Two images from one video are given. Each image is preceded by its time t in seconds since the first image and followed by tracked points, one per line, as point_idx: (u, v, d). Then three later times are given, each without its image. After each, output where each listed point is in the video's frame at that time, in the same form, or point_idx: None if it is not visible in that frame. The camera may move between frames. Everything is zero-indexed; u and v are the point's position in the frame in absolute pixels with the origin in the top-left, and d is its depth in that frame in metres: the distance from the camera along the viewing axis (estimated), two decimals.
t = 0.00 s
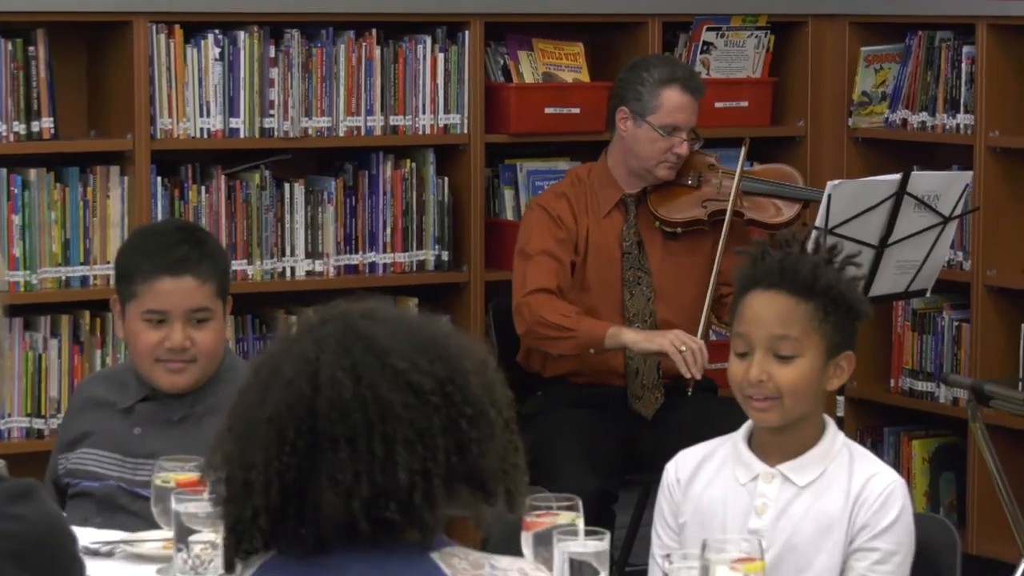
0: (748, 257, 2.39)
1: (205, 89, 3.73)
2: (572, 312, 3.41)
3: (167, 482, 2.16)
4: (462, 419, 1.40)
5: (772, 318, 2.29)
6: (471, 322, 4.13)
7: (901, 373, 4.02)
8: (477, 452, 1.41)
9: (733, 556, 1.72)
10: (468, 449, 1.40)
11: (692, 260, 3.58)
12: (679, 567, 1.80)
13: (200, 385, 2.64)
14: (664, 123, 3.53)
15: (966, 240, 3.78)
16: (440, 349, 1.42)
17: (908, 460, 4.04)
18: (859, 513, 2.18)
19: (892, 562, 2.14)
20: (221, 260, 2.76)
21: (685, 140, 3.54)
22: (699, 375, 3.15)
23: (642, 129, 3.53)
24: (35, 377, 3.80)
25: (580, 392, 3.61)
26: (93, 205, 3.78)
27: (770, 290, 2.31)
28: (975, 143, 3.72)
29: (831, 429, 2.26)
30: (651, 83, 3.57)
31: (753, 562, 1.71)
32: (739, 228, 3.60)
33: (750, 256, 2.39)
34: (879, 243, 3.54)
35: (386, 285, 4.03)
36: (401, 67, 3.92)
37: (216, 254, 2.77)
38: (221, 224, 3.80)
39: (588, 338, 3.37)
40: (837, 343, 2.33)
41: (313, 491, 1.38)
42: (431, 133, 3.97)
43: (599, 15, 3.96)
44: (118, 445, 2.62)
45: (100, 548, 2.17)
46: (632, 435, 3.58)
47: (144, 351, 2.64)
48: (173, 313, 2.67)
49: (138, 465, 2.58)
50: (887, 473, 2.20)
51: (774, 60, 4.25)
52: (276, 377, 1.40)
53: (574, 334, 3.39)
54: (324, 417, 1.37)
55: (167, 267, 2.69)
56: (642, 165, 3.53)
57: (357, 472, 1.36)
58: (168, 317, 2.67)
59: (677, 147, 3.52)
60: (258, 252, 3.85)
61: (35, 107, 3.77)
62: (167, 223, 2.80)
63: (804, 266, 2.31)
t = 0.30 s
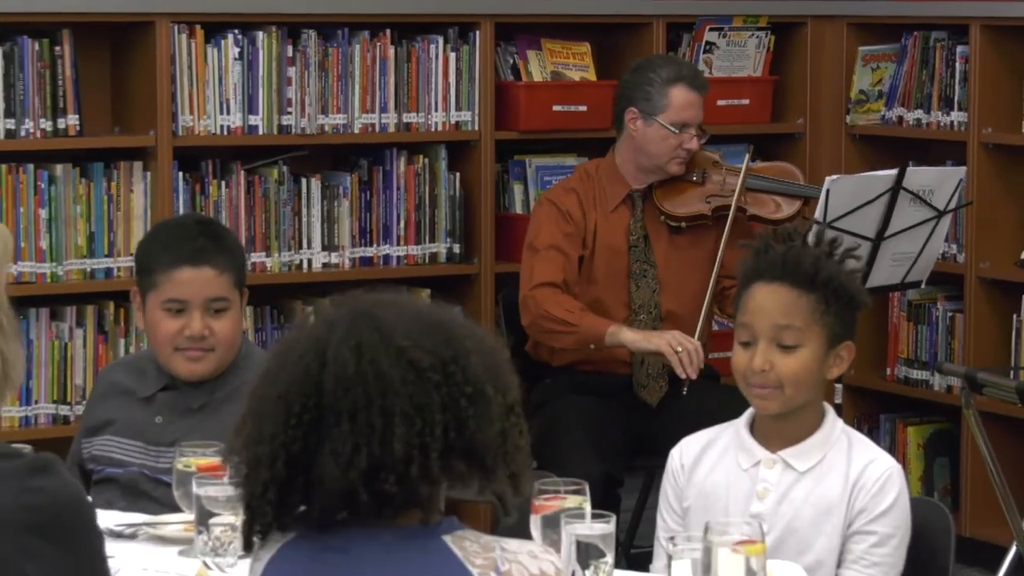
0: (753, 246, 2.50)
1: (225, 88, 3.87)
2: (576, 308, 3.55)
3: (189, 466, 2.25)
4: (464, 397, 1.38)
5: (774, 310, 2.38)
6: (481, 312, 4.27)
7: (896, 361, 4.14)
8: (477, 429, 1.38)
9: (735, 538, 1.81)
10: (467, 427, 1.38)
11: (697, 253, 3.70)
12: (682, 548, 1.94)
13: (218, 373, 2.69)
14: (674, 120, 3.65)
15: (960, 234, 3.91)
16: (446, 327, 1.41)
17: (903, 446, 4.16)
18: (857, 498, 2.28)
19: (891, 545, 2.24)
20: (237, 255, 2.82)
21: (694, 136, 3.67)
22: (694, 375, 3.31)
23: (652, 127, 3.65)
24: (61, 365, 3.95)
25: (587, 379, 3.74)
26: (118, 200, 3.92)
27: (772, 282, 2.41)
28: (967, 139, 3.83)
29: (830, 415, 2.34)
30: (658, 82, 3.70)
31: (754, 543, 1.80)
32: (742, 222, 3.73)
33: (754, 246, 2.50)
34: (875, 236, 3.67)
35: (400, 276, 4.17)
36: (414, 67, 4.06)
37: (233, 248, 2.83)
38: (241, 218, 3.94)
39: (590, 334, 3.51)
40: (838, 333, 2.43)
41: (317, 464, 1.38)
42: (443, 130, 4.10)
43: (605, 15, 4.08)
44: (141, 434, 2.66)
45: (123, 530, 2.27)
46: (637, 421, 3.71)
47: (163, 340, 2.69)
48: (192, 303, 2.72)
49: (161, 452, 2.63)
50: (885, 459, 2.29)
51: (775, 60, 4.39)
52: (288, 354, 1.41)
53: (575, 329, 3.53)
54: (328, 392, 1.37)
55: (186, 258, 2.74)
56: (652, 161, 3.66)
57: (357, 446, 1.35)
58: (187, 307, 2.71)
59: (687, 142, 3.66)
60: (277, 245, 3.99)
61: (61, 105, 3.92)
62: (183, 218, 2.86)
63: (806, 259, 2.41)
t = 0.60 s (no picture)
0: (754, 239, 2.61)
1: (245, 89, 4.01)
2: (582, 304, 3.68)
3: (210, 454, 2.37)
4: (484, 381, 1.40)
5: (765, 299, 2.50)
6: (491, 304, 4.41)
7: (892, 352, 4.28)
8: (495, 413, 1.40)
9: (737, 524, 1.89)
10: (485, 410, 1.40)
11: (700, 248, 3.84)
12: (686, 534, 2.05)
13: (225, 366, 2.78)
14: (682, 118, 3.79)
15: (954, 230, 4.04)
16: (468, 315, 1.43)
17: (900, 434, 4.29)
18: (855, 484, 2.37)
19: (888, 530, 2.33)
20: (238, 249, 2.90)
21: (701, 133, 3.81)
22: (688, 375, 3.44)
23: (660, 126, 3.79)
24: (87, 355, 4.10)
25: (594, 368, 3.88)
26: (141, 196, 4.07)
27: (765, 274, 2.52)
28: (961, 138, 3.96)
29: (830, 405, 2.45)
30: (666, 83, 3.84)
31: (755, 528, 1.88)
32: (744, 218, 3.86)
33: (754, 240, 2.62)
34: (872, 232, 3.78)
35: (413, 270, 4.31)
36: (427, 68, 4.20)
37: (234, 242, 2.91)
38: (260, 213, 4.09)
39: (592, 332, 3.64)
40: (830, 324, 2.53)
41: (338, 442, 1.40)
42: (454, 129, 4.24)
43: (611, 18, 4.21)
44: (159, 424, 2.79)
45: (146, 515, 2.38)
46: (643, 409, 3.84)
47: (169, 337, 2.79)
48: (194, 299, 2.80)
49: (177, 441, 2.75)
50: (881, 447, 2.38)
51: (776, 60, 4.51)
52: (314, 335, 1.43)
53: (579, 326, 3.67)
54: (350, 372, 1.39)
55: (185, 256, 2.82)
56: (660, 159, 3.79)
57: (376, 424, 1.37)
58: (189, 304, 2.80)
59: (694, 140, 3.80)
60: (294, 240, 4.13)
61: (86, 105, 4.08)
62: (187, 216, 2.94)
63: (798, 252, 2.52)
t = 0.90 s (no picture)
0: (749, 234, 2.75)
1: (264, 90, 4.16)
2: (598, 286, 3.83)
3: (230, 442, 2.49)
4: (497, 371, 1.46)
5: (755, 290, 2.64)
6: (501, 298, 4.56)
7: (889, 345, 4.43)
8: (507, 401, 1.46)
9: (738, 509, 1.93)
10: (498, 398, 1.46)
11: (701, 242, 3.99)
12: (689, 519, 2.04)
13: (214, 358, 2.90)
14: (686, 114, 3.94)
15: (949, 226, 4.18)
16: (481, 309, 1.49)
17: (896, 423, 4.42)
18: (852, 473, 2.49)
19: (885, 516, 2.44)
20: (233, 248, 2.98)
21: (705, 128, 3.97)
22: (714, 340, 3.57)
23: (665, 123, 3.93)
24: (112, 346, 4.25)
25: (601, 360, 4.02)
26: (164, 193, 4.23)
27: (758, 267, 2.67)
28: (956, 138, 4.10)
29: (828, 396, 2.57)
30: (668, 82, 3.98)
31: (757, 515, 1.93)
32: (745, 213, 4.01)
33: (748, 235, 2.76)
34: (869, 228, 3.93)
35: (426, 265, 4.46)
36: (440, 70, 4.34)
37: (230, 241, 2.99)
38: (279, 210, 4.24)
39: (612, 310, 3.78)
40: (817, 316, 2.66)
41: (355, 428, 1.45)
42: (466, 128, 4.39)
43: (618, 22, 4.34)
44: (176, 412, 2.93)
45: (169, 501, 2.53)
46: (648, 400, 3.99)
47: (165, 328, 2.94)
48: (182, 295, 2.92)
49: (194, 430, 2.89)
50: (878, 436, 2.50)
51: (776, 63, 4.64)
52: (333, 325, 1.49)
53: (599, 305, 3.81)
54: (369, 360, 1.44)
55: (175, 253, 2.94)
56: (666, 155, 3.95)
57: (393, 410, 1.42)
58: (178, 299, 2.93)
59: (699, 135, 3.96)
60: (312, 236, 4.28)
61: (111, 106, 4.25)
62: (198, 212, 3.06)
63: (786, 245, 2.65)
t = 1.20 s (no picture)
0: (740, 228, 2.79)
1: (281, 88, 4.31)
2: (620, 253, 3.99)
3: (249, 429, 2.60)
4: (506, 360, 1.51)
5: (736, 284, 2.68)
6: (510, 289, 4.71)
7: (885, 335, 4.57)
8: (516, 390, 1.52)
9: (739, 494, 2.04)
10: (507, 386, 1.51)
11: (703, 233, 4.13)
12: (692, 503, 2.11)
13: (229, 345, 3.00)
14: (687, 110, 4.09)
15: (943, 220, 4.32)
16: (491, 300, 1.55)
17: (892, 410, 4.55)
18: (851, 460, 2.55)
19: (883, 503, 2.51)
20: (249, 241, 3.08)
21: (705, 123, 4.11)
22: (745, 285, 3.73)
23: (667, 118, 4.07)
24: (134, 336, 4.41)
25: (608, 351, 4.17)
26: (185, 188, 4.38)
27: (741, 261, 2.71)
28: (950, 135, 4.23)
29: (830, 384, 2.62)
30: (670, 78, 4.12)
31: (757, 499, 2.04)
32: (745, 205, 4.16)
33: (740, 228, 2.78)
34: (867, 221, 4.07)
35: (438, 258, 4.61)
36: (451, 70, 4.49)
37: (247, 234, 3.09)
38: (295, 204, 4.38)
39: (639, 273, 3.93)
40: (800, 304, 2.67)
41: (369, 415, 1.51)
42: (477, 126, 4.53)
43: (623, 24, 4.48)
44: (193, 400, 3.03)
45: (190, 486, 2.64)
46: (653, 388, 4.13)
47: (180, 316, 3.04)
48: (198, 283, 3.02)
49: (210, 416, 2.99)
50: (876, 425, 2.56)
51: (775, 63, 4.77)
52: (348, 315, 1.55)
53: (623, 269, 3.96)
54: (382, 349, 1.50)
55: (193, 244, 3.04)
56: (668, 149, 4.08)
57: (405, 397, 1.48)
58: (194, 287, 3.03)
59: (699, 129, 4.10)
60: (327, 229, 4.43)
61: (134, 104, 4.43)
62: (215, 204, 3.16)
63: (762, 239, 2.69)
